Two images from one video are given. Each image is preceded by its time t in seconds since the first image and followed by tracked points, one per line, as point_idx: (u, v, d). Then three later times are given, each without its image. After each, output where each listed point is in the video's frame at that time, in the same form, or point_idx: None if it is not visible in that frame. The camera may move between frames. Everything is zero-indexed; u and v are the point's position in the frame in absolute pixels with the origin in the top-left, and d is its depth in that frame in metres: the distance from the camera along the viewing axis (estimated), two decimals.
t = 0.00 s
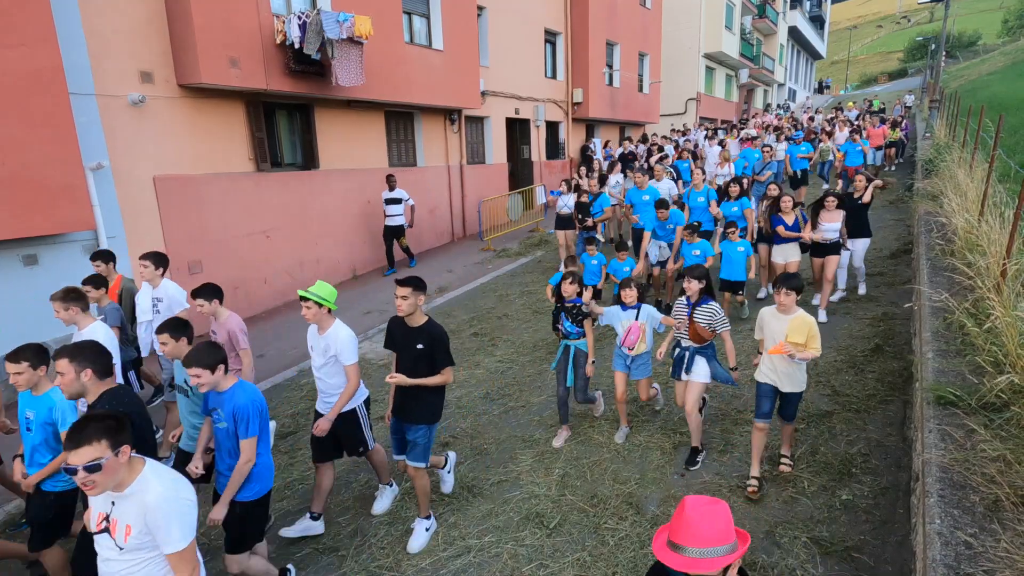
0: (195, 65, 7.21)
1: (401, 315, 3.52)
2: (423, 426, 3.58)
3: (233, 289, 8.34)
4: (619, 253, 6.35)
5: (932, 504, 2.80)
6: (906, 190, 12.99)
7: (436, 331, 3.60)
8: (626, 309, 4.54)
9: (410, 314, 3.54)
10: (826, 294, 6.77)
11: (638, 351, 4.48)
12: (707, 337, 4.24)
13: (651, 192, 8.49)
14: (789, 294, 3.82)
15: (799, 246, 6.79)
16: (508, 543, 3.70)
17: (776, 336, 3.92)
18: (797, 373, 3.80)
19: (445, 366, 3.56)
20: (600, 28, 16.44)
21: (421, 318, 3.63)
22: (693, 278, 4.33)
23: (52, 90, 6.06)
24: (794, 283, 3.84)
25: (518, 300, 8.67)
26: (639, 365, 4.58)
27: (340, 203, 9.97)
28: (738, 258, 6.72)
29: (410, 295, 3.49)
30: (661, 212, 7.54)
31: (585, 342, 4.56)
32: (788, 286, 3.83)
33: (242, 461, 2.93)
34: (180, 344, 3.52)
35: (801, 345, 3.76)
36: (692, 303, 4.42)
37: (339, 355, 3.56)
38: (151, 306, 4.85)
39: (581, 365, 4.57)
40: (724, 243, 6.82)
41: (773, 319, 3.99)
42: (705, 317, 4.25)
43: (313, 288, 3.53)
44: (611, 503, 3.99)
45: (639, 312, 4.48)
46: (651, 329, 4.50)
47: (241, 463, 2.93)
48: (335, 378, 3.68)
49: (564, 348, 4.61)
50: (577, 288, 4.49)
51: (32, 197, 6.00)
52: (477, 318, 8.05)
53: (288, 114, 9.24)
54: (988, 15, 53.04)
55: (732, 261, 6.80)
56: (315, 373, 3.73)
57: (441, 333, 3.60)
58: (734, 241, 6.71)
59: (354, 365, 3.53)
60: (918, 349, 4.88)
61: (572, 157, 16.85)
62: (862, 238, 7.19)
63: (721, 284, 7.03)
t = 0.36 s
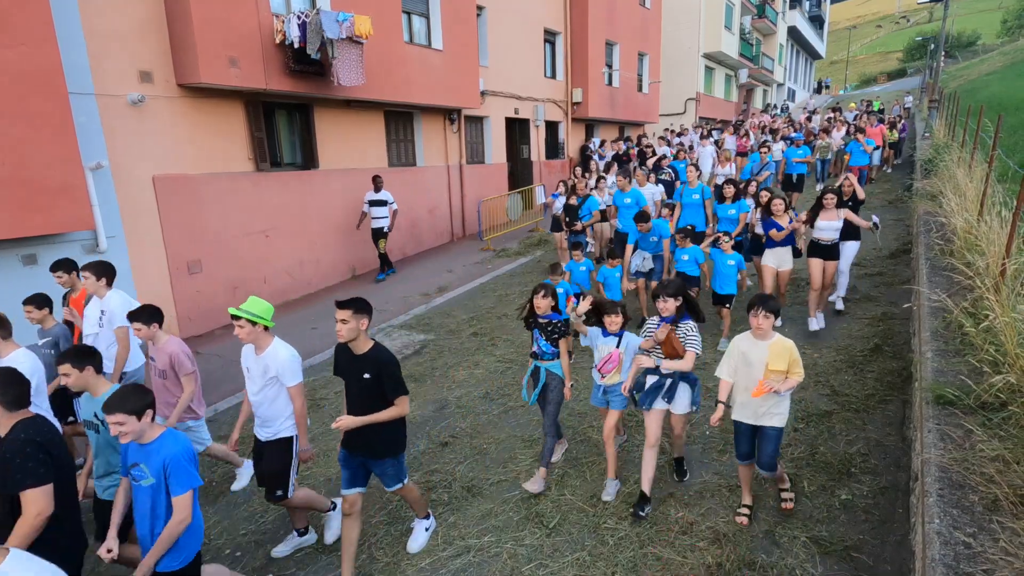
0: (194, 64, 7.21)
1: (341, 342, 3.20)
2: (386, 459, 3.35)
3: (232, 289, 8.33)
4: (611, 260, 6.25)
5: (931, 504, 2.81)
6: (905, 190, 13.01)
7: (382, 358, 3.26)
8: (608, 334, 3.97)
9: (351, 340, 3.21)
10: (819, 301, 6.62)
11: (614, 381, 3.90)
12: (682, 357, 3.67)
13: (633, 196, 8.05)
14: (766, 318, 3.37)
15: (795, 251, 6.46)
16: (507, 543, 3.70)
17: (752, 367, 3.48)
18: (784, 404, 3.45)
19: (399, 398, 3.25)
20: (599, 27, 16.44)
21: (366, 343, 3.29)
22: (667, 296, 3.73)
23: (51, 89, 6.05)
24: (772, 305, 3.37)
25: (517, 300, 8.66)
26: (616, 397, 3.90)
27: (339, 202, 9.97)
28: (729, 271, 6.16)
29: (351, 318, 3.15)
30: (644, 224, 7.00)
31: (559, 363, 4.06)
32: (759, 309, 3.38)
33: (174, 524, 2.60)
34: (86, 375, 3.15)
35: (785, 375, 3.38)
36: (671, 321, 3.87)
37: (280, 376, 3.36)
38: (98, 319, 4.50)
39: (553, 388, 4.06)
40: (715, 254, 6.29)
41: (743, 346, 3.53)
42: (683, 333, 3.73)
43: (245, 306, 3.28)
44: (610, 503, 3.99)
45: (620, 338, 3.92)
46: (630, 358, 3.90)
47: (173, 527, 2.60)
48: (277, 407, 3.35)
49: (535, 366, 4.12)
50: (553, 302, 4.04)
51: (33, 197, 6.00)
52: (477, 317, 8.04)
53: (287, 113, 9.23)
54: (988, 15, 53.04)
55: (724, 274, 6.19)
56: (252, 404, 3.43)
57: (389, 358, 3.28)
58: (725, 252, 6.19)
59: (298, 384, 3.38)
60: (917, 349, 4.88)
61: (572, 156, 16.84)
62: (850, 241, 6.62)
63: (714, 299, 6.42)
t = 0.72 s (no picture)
0: (193, 64, 7.21)
1: (264, 368, 2.83)
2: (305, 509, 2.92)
3: (232, 289, 8.33)
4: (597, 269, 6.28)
5: (930, 503, 2.81)
6: (905, 190, 13.03)
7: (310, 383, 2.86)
8: (571, 349, 3.66)
9: (276, 366, 2.84)
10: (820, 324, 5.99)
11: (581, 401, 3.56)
12: (655, 385, 3.33)
13: (617, 200, 7.83)
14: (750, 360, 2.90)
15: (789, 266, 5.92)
16: (507, 542, 3.70)
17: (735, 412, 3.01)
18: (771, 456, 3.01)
19: (332, 429, 2.85)
20: (599, 27, 16.45)
21: (295, 369, 2.90)
22: (631, 308, 3.34)
23: (50, 89, 6.05)
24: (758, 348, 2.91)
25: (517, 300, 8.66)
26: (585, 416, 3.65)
27: (339, 202, 9.97)
28: (716, 281, 6.00)
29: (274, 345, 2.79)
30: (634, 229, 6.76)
31: (527, 387, 3.73)
32: (745, 350, 2.91)
33: None
34: None
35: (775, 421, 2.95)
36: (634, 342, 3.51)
37: (225, 418, 3.00)
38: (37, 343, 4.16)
39: (519, 414, 3.75)
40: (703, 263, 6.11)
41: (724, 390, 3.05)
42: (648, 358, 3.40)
43: (175, 342, 2.89)
44: (609, 503, 3.99)
45: (583, 356, 3.61)
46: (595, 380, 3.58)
47: None
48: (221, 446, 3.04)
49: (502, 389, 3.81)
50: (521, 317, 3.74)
51: (33, 196, 6.00)
52: (476, 317, 8.05)
53: (287, 113, 9.24)
54: (988, 15, 53.07)
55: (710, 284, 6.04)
56: (188, 445, 3.05)
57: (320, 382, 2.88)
58: (714, 261, 6.01)
59: (248, 422, 3.05)
60: (917, 349, 4.89)
61: (571, 156, 16.84)
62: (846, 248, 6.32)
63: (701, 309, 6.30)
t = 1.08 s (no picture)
0: (193, 64, 7.21)
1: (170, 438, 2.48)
2: None
3: (231, 289, 8.33)
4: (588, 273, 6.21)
5: (929, 504, 2.81)
6: (904, 190, 13.05)
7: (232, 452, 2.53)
8: (523, 391, 3.33)
9: (181, 438, 2.49)
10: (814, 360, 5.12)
11: (545, 447, 3.11)
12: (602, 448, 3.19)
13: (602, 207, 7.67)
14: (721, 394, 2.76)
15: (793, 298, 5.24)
16: (506, 543, 3.70)
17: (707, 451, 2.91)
18: (751, 501, 2.89)
19: (243, 516, 2.49)
20: (598, 28, 16.45)
21: (208, 440, 2.53)
22: (596, 363, 3.12)
23: (49, 88, 6.04)
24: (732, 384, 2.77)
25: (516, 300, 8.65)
26: (547, 462, 3.29)
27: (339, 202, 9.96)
28: (700, 296, 5.61)
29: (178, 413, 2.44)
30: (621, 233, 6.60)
31: (479, 433, 3.38)
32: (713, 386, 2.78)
33: None
34: None
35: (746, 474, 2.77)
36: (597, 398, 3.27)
37: (117, 456, 2.66)
38: None
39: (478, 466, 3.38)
40: (686, 276, 5.73)
41: (695, 427, 2.94)
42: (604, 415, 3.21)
43: (70, 371, 2.67)
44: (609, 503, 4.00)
45: (537, 395, 3.32)
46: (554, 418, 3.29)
47: None
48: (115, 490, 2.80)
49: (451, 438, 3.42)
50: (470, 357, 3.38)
51: (33, 196, 6.01)
52: (476, 317, 8.05)
53: (286, 113, 9.24)
54: (988, 15, 53.10)
55: (692, 299, 5.66)
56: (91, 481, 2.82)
57: (237, 459, 2.51)
58: (697, 274, 5.64)
59: (143, 467, 2.65)
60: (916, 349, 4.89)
61: (571, 156, 16.85)
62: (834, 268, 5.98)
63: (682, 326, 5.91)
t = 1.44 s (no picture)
0: (192, 64, 7.20)
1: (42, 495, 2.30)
2: None
3: (231, 289, 8.33)
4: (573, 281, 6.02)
5: (928, 503, 2.81)
6: (903, 190, 13.07)
7: (117, 501, 2.32)
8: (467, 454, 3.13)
9: (56, 491, 2.30)
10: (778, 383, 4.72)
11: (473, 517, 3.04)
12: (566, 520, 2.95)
13: (583, 214, 7.15)
14: (671, 443, 2.63)
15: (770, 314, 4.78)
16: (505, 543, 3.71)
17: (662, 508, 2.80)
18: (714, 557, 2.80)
19: None
20: (598, 28, 16.46)
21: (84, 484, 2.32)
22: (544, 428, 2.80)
23: (48, 89, 6.04)
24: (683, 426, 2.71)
25: (516, 300, 8.66)
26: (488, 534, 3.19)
27: (338, 202, 9.95)
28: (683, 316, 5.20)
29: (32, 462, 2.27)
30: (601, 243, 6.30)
31: (408, 486, 3.28)
32: (666, 437, 2.61)
33: None
34: None
35: (710, 528, 2.68)
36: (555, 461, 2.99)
37: None
38: None
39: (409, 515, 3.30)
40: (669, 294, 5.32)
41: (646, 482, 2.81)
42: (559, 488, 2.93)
43: None
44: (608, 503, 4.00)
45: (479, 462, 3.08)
46: (493, 497, 3.05)
47: None
48: None
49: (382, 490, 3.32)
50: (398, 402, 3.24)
51: (32, 196, 6.00)
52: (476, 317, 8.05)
53: (285, 114, 9.24)
54: (988, 15, 53.15)
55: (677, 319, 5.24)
56: None
57: (122, 505, 2.31)
58: (679, 291, 5.21)
59: (24, 528, 2.40)
60: (915, 348, 4.90)
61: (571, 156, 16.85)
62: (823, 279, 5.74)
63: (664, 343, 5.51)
